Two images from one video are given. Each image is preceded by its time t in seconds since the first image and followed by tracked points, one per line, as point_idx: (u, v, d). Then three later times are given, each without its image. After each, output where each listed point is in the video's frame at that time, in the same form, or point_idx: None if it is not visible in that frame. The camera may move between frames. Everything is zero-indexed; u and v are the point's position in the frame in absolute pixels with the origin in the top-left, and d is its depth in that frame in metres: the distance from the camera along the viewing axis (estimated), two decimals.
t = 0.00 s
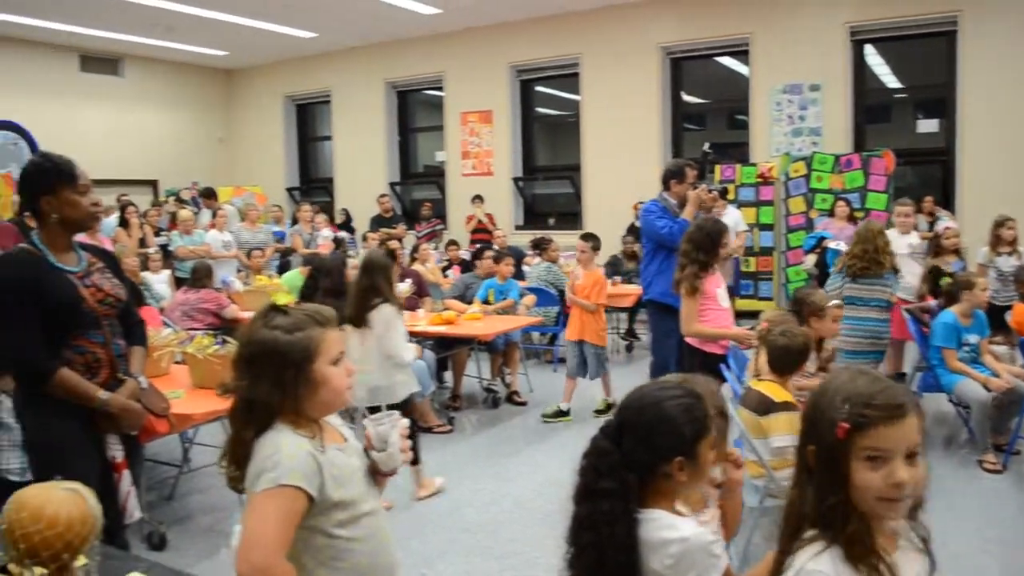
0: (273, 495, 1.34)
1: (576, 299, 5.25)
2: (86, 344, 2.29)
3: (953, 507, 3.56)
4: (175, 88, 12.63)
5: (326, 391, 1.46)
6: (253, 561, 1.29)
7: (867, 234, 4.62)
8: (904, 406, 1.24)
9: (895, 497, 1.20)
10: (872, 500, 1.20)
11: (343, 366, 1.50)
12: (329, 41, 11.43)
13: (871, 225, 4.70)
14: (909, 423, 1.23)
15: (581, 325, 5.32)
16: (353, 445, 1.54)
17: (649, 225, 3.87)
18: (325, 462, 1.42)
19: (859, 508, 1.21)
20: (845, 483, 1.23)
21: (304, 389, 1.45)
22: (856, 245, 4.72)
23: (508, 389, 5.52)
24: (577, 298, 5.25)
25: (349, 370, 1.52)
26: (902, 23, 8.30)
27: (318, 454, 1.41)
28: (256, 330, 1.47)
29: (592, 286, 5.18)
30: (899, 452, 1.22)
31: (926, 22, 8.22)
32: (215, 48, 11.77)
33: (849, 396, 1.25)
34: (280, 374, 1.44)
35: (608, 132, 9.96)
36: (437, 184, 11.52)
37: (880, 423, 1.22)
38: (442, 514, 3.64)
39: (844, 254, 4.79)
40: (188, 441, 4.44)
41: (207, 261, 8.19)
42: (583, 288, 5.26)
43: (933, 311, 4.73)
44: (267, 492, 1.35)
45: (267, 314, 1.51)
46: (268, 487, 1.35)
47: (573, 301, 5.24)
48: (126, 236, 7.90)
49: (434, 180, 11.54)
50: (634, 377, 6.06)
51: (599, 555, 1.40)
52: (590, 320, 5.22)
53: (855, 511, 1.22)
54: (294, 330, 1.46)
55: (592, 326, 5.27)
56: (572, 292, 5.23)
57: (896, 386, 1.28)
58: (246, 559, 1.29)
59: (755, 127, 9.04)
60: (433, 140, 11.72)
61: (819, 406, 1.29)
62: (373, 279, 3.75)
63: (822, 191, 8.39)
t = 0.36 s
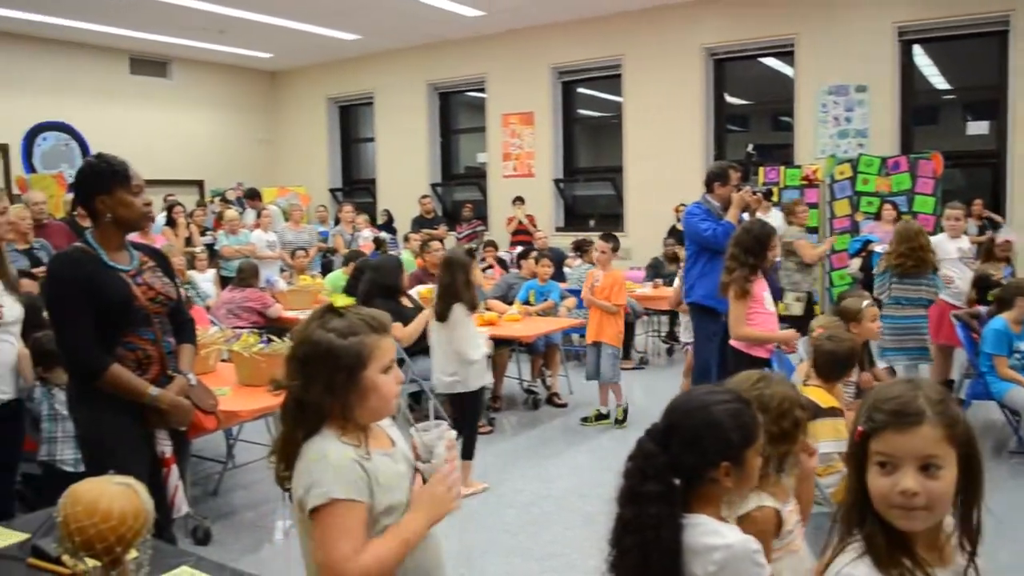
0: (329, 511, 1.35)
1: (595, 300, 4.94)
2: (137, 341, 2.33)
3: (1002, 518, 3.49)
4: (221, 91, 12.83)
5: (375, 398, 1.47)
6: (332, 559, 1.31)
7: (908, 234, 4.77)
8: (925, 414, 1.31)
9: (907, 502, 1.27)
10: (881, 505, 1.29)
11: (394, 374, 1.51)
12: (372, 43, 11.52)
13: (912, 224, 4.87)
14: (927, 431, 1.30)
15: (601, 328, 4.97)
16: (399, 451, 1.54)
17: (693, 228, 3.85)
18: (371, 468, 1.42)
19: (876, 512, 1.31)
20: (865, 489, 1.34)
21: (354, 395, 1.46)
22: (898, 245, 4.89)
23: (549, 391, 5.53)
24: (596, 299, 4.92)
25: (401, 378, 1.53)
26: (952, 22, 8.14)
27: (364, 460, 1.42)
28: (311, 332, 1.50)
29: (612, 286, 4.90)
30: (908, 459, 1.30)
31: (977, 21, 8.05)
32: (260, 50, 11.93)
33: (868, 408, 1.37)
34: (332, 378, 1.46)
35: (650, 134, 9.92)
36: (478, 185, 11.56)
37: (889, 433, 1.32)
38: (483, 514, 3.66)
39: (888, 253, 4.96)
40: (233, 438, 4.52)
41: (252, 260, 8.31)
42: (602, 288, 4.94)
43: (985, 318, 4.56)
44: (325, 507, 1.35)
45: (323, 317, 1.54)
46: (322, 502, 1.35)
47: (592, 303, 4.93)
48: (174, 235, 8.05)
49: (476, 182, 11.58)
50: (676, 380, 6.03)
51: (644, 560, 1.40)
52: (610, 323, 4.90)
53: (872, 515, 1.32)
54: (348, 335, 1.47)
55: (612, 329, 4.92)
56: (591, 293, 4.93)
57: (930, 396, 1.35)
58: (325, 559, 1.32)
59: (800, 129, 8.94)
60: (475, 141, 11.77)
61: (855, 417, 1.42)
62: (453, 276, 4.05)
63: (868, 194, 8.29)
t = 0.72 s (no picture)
0: (371, 514, 1.36)
1: (618, 306, 4.89)
2: (175, 336, 2.36)
3: None
4: (257, 89, 12.96)
5: (409, 400, 1.48)
6: (384, 556, 1.34)
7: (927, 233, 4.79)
8: (926, 422, 1.31)
9: (908, 510, 1.27)
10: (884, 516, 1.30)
11: (432, 378, 1.52)
12: (406, 42, 11.59)
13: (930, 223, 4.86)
14: (926, 441, 1.30)
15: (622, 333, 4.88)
16: (434, 451, 1.55)
17: (727, 228, 3.83)
18: (408, 468, 1.43)
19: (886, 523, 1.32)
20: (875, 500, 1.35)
21: (390, 395, 1.48)
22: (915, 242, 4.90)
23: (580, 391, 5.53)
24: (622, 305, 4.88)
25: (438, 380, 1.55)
26: (992, 20, 8.00)
27: (400, 458, 1.43)
28: (352, 330, 1.52)
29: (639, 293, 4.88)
30: (907, 469, 1.30)
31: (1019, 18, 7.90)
32: (294, 50, 12.03)
33: (876, 419, 1.39)
34: (369, 376, 1.48)
35: (684, 133, 9.87)
36: (510, 184, 11.57)
37: (890, 443, 1.33)
38: (513, 513, 3.67)
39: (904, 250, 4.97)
40: (267, 433, 4.57)
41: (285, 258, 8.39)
42: (628, 295, 4.90)
43: None
44: (368, 512, 1.37)
45: (365, 316, 1.56)
46: (363, 505, 1.37)
47: (616, 309, 4.89)
48: (210, 233, 8.15)
49: (508, 180, 11.59)
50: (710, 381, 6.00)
51: (676, 559, 1.40)
52: (633, 329, 4.84)
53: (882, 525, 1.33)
54: (388, 335, 1.49)
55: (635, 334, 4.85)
56: (616, 298, 4.89)
57: (938, 403, 1.34)
58: (378, 559, 1.35)
59: (836, 128, 8.84)
60: (508, 140, 11.78)
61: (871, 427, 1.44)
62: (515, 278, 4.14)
63: (905, 194, 8.18)
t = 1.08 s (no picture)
0: (407, 513, 1.37)
1: (649, 307, 4.79)
2: (213, 337, 2.39)
3: None
4: (290, 93, 13.07)
5: (444, 401, 1.49)
6: (419, 556, 1.36)
7: (949, 237, 5.23)
8: (913, 434, 1.31)
9: (895, 522, 1.29)
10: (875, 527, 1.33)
11: (467, 380, 1.53)
12: (437, 46, 11.64)
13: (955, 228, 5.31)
14: (910, 453, 1.30)
15: (650, 337, 4.82)
16: (466, 450, 1.55)
17: (762, 230, 3.81)
18: (444, 467, 1.44)
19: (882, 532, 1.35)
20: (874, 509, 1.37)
21: (427, 395, 1.49)
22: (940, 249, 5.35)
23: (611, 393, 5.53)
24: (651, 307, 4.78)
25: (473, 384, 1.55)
26: None
27: (436, 460, 1.44)
28: (393, 328, 1.54)
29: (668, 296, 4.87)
30: (892, 483, 1.31)
31: None
32: (328, 53, 12.11)
33: (873, 432, 1.40)
34: (406, 376, 1.49)
35: (716, 135, 9.82)
36: (541, 186, 11.56)
37: (879, 456, 1.35)
38: (546, 515, 3.67)
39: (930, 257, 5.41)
40: (301, 433, 4.61)
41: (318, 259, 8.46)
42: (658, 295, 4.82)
43: None
44: (403, 509, 1.38)
45: (406, 316, 1.57)
46: (400, 504, 1.38)
47: (646, 311, 4.78)
48: (244, 235, 8.25)
49: (539, 183, 11.58)
50: (742, 384, 5.97)
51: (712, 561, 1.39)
52: (662, 332, 4.81)
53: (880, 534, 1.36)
54: (429, 336, 1.51)
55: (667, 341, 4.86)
56: (647, 300, 4.77)
57: (932, 416, 1.33)
58: (413, 559, 1.36)
59: (872, 129, 8.76)
60: (539, 142, 11.78)
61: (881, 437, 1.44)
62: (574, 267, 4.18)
63: (941, 196, 8.07)
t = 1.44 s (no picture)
0: (438, 512, 1.38)
1: (669, 307, 4.70)
2: (242, 338, 2.41)
3: None
4: (316, 95, 13.15)
5: (472, 403, 1.49)
6: (450, 556, 1.36)
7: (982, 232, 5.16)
8: (923, 440, 1.30)
9: (908, 527, 1.27)
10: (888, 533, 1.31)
11: (494, 382, 1.53)
12: (462, 47, 11.67)
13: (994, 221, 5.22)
14: (921, 459, 1.28)
15: (671, 339, 4.77)
16: (494, 451, 1.55)
17: (790, 230, 3.78)
18: (473, 467, 1.45)
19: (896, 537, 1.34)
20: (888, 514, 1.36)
21: (453, 396, 1.49)
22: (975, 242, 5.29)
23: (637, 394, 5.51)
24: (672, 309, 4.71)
25: (501, 385, 1.56)
26: None
27: (467, 460, 1.44)
28: (421, 329, 1.54)
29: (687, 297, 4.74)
30: (904, 488, 1.30)
31: None
32: (353, 55, 12.17)
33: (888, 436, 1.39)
34: (432, 376, 1.49)
35: (742, 134, 9.76)
36: (566, 187, 11.54)
37: (891, 460, 1.34)
38: (571, 516, 3.66)
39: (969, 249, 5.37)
40: (328, 433, 4.64)
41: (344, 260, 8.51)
42: (677, 295, 4.73)
43: None
44: (433, 508, 1.38)
45: (434, 317, 1.58)
46: (431, 504, 1.38)
47: (666, 311, 4.70)
48: (272, 236, 8.31)
49: (564, 183, 11.56)
50: (769, 386, 5.92)
51: (742, 561, 1.39)
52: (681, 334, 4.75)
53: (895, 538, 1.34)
54: (456, 337, 1.51)
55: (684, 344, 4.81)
56: (667, 300, 4.69)
57: (944, 421, 1.32)
58: (445, 558, 1.36)
59: (901, 128, 8.65)
60: (564, 143, 11.76)
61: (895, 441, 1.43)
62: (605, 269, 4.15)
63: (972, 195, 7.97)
